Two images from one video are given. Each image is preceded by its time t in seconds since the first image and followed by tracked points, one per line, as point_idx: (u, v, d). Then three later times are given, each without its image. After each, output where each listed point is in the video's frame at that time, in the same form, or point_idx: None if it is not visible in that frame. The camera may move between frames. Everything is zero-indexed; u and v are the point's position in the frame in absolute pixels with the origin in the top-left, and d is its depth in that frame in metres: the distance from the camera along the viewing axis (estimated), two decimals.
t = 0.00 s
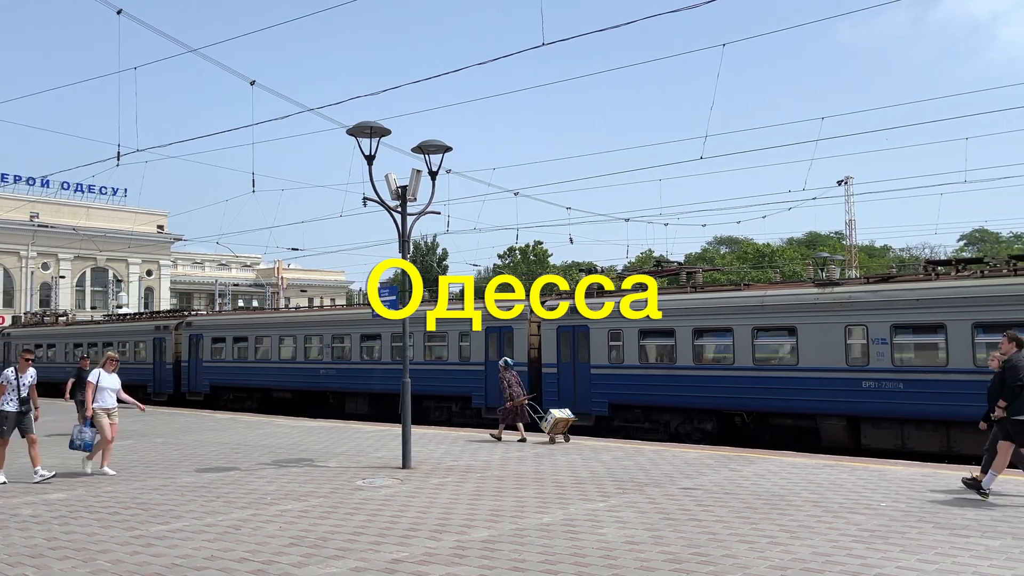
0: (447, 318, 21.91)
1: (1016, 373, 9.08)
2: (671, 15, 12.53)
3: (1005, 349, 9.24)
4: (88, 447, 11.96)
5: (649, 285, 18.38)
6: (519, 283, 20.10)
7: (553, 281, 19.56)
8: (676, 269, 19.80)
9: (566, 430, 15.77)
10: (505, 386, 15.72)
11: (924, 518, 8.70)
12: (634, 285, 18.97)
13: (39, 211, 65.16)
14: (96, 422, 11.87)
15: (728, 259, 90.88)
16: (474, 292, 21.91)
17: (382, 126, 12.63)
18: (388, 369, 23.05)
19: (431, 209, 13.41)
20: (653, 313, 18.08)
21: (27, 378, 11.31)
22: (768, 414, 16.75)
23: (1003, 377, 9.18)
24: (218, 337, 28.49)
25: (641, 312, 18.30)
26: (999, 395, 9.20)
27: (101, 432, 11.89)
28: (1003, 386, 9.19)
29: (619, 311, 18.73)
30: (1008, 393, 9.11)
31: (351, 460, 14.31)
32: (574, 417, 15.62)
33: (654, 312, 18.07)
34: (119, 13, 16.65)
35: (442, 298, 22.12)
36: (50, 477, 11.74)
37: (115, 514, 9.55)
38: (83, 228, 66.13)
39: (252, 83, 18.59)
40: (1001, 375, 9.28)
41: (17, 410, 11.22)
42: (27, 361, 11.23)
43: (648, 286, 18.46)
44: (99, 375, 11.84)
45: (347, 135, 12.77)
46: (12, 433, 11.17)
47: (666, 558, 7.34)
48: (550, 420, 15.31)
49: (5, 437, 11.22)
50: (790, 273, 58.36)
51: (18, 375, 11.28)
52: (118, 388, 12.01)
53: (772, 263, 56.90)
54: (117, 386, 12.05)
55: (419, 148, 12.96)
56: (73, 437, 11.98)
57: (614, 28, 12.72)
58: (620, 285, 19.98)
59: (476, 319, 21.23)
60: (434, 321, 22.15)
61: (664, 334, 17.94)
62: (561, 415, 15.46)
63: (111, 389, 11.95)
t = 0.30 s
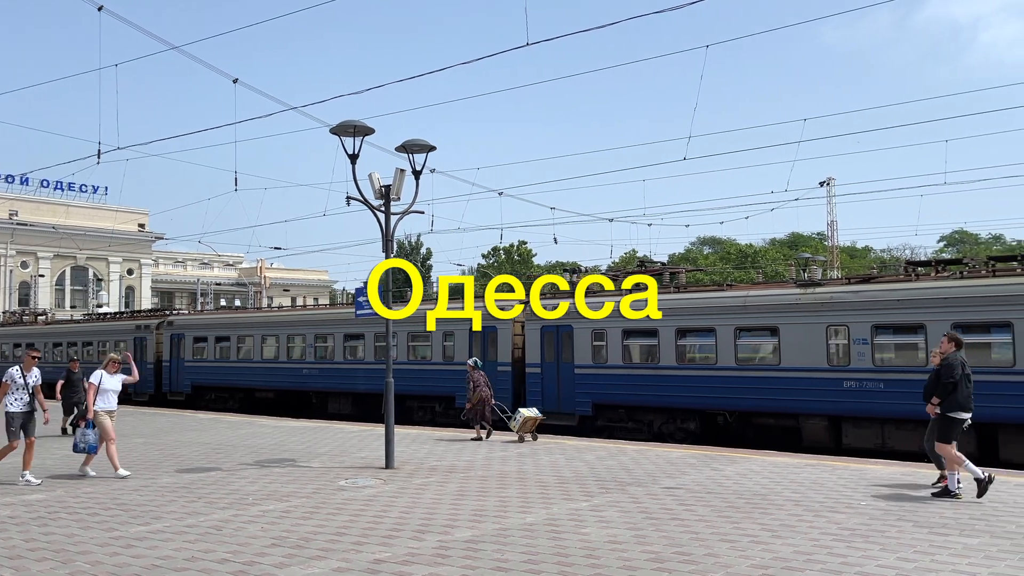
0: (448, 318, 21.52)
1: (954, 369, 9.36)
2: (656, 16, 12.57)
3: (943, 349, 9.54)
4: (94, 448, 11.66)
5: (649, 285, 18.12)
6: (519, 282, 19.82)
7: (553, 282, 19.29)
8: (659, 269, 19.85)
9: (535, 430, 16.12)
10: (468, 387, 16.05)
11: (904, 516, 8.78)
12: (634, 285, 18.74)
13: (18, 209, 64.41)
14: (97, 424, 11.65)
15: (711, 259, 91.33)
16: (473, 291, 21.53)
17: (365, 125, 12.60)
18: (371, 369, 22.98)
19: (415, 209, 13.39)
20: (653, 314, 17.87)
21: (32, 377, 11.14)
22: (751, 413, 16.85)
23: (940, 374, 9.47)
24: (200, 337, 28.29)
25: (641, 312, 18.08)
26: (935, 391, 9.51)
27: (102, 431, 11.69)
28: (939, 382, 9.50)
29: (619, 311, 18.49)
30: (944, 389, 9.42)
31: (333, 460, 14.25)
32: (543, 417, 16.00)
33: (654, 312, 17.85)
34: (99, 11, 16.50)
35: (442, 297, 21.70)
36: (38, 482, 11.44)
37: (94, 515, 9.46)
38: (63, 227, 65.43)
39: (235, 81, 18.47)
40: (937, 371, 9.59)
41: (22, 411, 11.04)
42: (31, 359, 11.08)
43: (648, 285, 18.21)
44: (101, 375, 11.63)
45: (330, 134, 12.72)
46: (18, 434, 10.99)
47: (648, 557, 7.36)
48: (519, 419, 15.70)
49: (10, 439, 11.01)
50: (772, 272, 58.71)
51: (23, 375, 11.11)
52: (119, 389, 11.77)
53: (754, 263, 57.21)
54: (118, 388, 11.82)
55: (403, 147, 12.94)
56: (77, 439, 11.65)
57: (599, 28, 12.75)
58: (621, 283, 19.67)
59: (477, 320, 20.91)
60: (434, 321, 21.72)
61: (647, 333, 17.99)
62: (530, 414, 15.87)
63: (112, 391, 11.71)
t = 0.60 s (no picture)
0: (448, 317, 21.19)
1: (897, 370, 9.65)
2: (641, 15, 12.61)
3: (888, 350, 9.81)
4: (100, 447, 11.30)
5: (650, 285, 17.92)
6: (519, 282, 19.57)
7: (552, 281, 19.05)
8: (643, 268, 19.88)
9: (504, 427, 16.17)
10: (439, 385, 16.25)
11: (884, 515, 8.85)
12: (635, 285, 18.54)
13: None
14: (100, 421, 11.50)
15: (694, 258, 91.80)
16: (474, 290, 21.23)
17: (350, 123, 12.54)
18: (355, 369, 22.88)
19: (399, 207, 13.35)
20: (653, 313, 17.69)
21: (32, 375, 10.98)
22: (733, 412, 16.94)
23: (882, 375, 9.76)
24: (182, 336, 28.08)
25: (641, 312, 17.88)
26: (877, 392, 9.81)
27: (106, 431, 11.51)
28: (882, 383, 9.79)
29: (612, 311, 18.36)
30: (887, 390, 9.72)
31: (315, 460, 14.18)
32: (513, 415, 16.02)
33: (654, 312, 17.67)
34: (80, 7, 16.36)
35: (441, 297, 21.33)
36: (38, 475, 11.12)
37: (74, 515, 9.36)
38: (43, 224, 64.73)
39: (218, 79, 18.34)
40: (880, 372, 9.87)
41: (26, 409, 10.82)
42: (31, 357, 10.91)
43: (648, 285, 18.01)
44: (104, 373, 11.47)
45: (314, 131, 12.65)
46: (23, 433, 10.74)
47: (632, 555, 7.38)
48: (488, 417, 15.72)
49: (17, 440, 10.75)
50: (754, 272, 59.10)
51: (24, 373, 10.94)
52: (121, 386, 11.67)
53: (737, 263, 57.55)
54: (120, 386, 11.73)
55: (387, 146, 12.90)
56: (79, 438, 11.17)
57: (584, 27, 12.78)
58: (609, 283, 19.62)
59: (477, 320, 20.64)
60: (434, 321, 21.35)
61: (631, 333, 18.05)
62: (500, 411, 15.85)
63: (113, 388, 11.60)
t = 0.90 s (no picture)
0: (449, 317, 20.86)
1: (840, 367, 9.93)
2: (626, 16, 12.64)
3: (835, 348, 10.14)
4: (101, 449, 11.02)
5: (651, 285, 17.73)
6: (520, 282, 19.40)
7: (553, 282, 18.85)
8: (628, 268, 19.90)
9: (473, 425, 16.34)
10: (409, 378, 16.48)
11: (865, 513, 8.93)
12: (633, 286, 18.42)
13: None
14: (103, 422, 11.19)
15: (679, 258, 92.15)
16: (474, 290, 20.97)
17: (333, 121, 12.49)
18: (339, 367, 22.79)
19: (383, 206, 13.31)
20: (653, 313, 17.51)
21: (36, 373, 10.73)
22: (716, 411, 17.03)
23: (827, 372, 10.08)
24: (164, 335, 27.88)
25: (641, 312, 17.68)
26: (822, 388, 10.12)
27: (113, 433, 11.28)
28: (827, 379, 10.10)
29: (597, 311, 18.40)
30: (830, 386, 10.02)
31: (298, 459, 14.12)
32: (481, 414, 16.20)
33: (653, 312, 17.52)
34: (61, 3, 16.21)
35: (441, 296, 20.99)
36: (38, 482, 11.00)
37: (53, 515, 9.26)
38: (23, 221, 64.03)
39: (200, 76, 18.20)
40: (826, 370, 10.16)
41: (29, 409, 10.59)
42: (35, 355, 10.75)
43: (649, 286, 17.81)
44: (109, 372, 11.28)
45: (297, 129, 12.59)
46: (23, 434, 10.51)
47: (615, 554, 7.40)
48: (456, 416, 15.90)
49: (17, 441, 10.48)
50: (738, 272, 59.34)
51: (26, 371, 10.67)
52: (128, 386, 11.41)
53: (721, 262, 57.72)
54: (125, 387, 11.46)
55: (371, 144, 12.85)
56: (83, 439, 11.00)
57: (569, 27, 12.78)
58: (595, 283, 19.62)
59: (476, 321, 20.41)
60: (434, 321, 21.01)
61: (615, 332, 18.09)
62: (468, 410, 16.03)
63: (121, 388, 11.31)
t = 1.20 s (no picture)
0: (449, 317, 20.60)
1: (788, 368, 10.17)
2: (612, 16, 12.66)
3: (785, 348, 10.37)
4: (105, 447, 11.17)
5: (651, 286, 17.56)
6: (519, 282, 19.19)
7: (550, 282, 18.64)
8: (613, 268, 19.92)
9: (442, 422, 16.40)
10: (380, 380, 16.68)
11: (846, 511, 9.00)
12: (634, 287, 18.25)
13: None
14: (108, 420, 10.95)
15: (664, 258, 92.42)
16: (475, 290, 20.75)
17: (318, 119, 12.43)
18: (323, 366, 22.70)
19: (368, 204, 13.26)
20: (653, 313, 17.35)
21: (39, 375, 10.49)
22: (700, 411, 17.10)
23: (777, 372, 10.32)
24: (146, 333, 27.66)
25: (641, 312, 17.54)
26: (773, 388, 10.35)
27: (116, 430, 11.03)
28: (777, 379, 10.34)
29: (582, 311, 18.41)
30: (780, 385, 10.26)
31: (281, 458, 14.05)
32: (451, 411, 16.21)
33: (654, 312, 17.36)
34: None
35: (442, 296, 20.77)
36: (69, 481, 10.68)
37: (32, 514, 9.15)
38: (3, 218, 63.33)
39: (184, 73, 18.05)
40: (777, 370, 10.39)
41: (28, 411, 10.39)
42: (38, 356, 10.48)
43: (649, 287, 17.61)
44: (114, 370, 10.92)
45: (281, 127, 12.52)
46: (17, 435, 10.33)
47: (598, 553, 7.40)
48: (426, 413, 15.92)
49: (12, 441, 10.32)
50: (722, 273, 59.56)
51: (29, 372, 10.44)
52: (133, 385, 11.02)
53: (706, 263, 57.95)
54: (131, 385, 11.10)
55: (356, 142, 12.80)
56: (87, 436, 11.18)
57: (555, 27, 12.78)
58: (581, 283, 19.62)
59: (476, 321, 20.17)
60: (434, 321, 20.76)
61: (600, 331, 18.11)
62: (437, 408, 16.04)
63: (124, 388, 10.96)
